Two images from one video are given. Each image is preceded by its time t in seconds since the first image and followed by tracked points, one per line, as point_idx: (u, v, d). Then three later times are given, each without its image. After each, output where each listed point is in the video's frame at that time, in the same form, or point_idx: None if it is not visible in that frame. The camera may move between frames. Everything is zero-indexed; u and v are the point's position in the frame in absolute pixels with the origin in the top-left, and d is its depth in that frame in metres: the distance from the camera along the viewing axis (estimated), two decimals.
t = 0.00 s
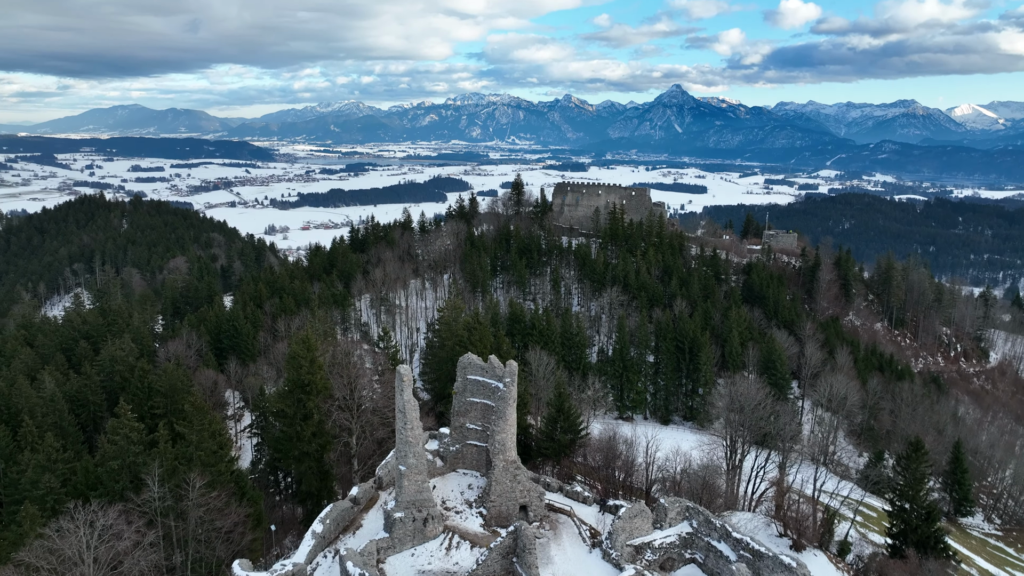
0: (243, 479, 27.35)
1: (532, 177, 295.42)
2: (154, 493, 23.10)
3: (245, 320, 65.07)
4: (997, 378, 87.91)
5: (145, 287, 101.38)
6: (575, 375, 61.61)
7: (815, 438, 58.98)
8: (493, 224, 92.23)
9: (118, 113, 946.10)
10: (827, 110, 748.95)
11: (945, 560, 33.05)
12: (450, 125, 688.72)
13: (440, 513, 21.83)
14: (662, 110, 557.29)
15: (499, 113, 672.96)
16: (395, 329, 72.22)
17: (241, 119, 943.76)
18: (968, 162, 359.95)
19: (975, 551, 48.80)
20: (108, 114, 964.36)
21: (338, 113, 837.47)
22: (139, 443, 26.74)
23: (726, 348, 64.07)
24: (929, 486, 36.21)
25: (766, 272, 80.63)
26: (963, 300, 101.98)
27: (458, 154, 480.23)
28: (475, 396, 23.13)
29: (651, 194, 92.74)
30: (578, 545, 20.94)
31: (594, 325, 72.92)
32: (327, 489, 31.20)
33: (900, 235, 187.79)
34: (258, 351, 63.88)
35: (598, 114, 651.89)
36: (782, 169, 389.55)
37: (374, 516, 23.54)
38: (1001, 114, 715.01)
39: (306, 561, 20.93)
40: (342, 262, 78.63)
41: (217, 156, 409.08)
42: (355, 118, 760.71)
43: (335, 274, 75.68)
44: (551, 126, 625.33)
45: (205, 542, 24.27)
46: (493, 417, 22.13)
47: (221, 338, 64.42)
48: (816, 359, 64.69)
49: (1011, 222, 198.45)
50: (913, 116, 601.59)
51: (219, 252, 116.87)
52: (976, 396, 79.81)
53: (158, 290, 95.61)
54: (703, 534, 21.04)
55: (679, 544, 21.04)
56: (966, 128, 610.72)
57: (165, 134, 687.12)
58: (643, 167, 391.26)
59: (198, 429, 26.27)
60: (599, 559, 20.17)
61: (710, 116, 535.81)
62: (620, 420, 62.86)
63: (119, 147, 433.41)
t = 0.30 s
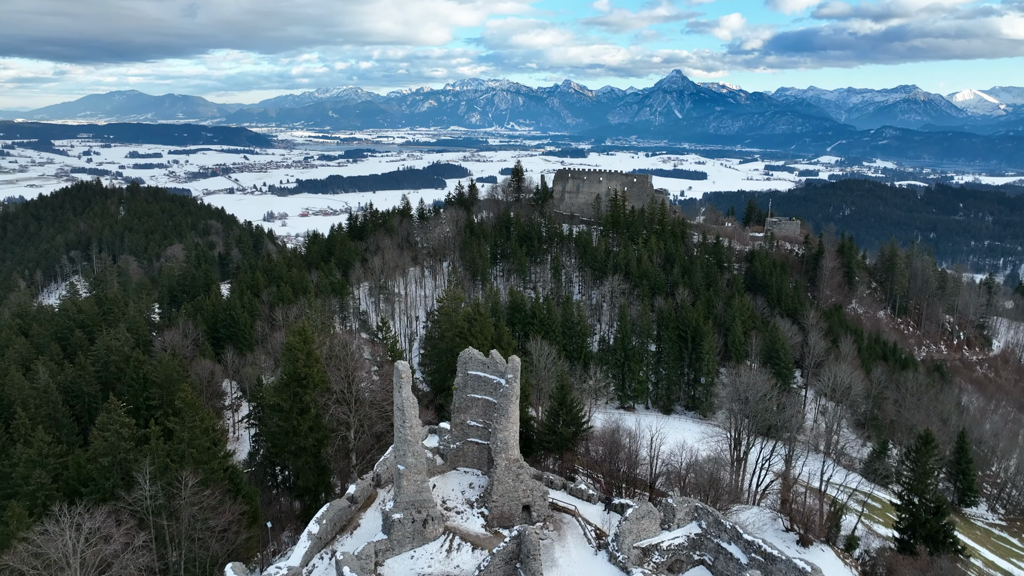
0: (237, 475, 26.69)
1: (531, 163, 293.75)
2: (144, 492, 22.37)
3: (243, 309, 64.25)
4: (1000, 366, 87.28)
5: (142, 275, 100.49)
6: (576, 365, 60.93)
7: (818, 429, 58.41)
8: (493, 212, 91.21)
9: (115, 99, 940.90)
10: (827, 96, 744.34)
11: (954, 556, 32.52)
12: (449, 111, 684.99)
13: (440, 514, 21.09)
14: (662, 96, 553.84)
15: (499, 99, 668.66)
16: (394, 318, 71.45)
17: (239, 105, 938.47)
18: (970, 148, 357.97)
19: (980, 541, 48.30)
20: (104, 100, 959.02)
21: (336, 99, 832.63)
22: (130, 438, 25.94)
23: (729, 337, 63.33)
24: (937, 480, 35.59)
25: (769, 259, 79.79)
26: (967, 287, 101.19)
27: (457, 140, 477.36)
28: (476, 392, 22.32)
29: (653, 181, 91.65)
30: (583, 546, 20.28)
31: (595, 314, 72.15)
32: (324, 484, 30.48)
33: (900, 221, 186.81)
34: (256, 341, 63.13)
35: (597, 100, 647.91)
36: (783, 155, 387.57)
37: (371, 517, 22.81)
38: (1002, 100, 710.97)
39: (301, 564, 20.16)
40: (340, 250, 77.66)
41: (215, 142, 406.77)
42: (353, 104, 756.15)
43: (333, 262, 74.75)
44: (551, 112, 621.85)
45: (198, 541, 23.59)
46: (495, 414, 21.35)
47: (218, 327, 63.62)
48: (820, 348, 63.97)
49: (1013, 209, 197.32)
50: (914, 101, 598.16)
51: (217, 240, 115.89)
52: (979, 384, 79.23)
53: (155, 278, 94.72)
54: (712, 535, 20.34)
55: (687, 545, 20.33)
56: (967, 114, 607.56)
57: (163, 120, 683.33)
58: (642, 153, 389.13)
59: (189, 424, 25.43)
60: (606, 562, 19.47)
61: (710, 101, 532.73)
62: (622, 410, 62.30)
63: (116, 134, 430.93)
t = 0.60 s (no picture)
0: (231, 471, 25.99)
1: (530, 147, 291.83)
2: (134, 491, 21.66)
3: (239, 296, 63.36)
4: (1003, 351, 86.61)
5: (139, 261, 99.49)
6: (577, 353, 60.14)
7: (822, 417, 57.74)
8: (493, 197, 90.05)
9: (112, 82, 933.93)
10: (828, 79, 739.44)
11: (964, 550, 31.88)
12: (448, 94, 680.07)
13: (441, 514, 20.33)
14: (662, 79, 549.79)
15: (498, 82, 663.79)
16: (393, 305, 70.58)
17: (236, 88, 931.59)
18: (971, 131, 355.68)
19: (986, 531, 47.81)
20: (101, 83, 952.37)
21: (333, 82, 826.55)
22: (120, 434, 25.19)
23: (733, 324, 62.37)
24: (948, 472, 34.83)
25: (772, 245, 78.83)
26: (970, 272, 100.31)
27: (456, 124, 474.09)
28: (478, 387, 21.53)
29: (655, 165, 90.42)
30: (589, 548, 19.53)
31: (597, 301, 71.26)
32: (321, 478, 29.77)
33: (901, 205, 185.59)
34: (253, 329, 62.32)
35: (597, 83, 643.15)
36: (783, 139, 385.29)
37: (370, 517, 22.06)
38: (1004, 83, 706.21)
39: (297, 566, 19.46)
40: (338, 236, 76.60)
41: (213, 126, 403.72)
42: (351, 87, 750.87)
43: (331, 248, 73.72)
44: (550, 95, 617.49)
45: (191, 540, 22.92)
46: (497, 411, 20.55)
47: (215, 315, 62.78)
48: (824, 335, 63.17)
49: (1015, 193, 196.06)
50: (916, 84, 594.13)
51: (214, 225, 114.73)
52: (982, 370, 78.61)
53: (151, 264, 93.71)
54: (723, 536, 19.63)
55: (697, 547, 19.59)
56: (969, 97, 603.69)
57: (159, 103, 678.05)
58: (642, 137, 386.45)
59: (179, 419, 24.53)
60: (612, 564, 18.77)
61: (710, 85, 528.87)
62: (623, 398, 61.67)
63: (113, 117, 427.68)
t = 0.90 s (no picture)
0: (224, 466, 25.24)
1: (530, 129, 289.55)
2: (123, 489, 20.90)
3: (236, 281, 62.41)
4: (1006, 335, 85.93)
5: (135, 245, 98.44)
6: (578, 339, 59.35)
7: (826, 404, 57.13)
8: (493, 179, 88.84)
9: (107, 63, 926.12)
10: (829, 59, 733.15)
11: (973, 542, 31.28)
12: (446, 75, 674.43)
13: (442, 514, 19.57)
14: (663, 60, 545.03)
15: (496, 63, 657.95)
16: (391, 290, 69.71)
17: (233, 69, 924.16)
18: (973, 112, 353.10)
19: (992, 518, 47.31)
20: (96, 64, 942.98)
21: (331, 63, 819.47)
22: (110, 428, 24.34)
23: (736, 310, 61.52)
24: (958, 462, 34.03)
25: (775, 229, 77.85)
26: (975, 255, 99.36)
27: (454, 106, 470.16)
28: (479, 382, 20.70)
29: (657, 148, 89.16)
30: (595, 549, 18.81)
31: (598, 286, 70.34)
32: (318, 471, 29.04)
33: (902, 187, 184.25)
34: (250, 314, 61.49)
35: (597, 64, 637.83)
36: (784, 120, 382.57)
37: (368, 515, 21.32)
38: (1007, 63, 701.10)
39: (291, 569, 18.75)
40: (336, 219, 75.51)
41: (210, 107, 400.42)
42: (349, 68, 744.07)
43: (328, 232, 72.68)
44: (549, 76, 612.44)
45: (182, 540, 22.21)
46: (500, 407, 19.72)
47: (211, 300, 61.90)
48: (828, 321, 62.37)
49: (1017, 174, 194.69)
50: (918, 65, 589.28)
51: (211, 208, 113.44)
52: (986, 355, 77.96)
53: (147, 248, 92.64)
54: (734, 536, 18.90)
55: (707, 548, 18.86)
56: (971, 78, 599.11)
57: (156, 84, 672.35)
58: (643, 118, 383.51)
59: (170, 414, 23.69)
60: (619, 566, 18.05)
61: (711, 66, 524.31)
62: (625, 384, 61.07)
63: (109, 98, 423.73)
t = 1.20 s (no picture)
0: (218, 460, 24.55)
1: (529, 108, 286.76)
2: (111, 486, 20.10)
3: (231, 264, 61.38)
4: (1010, 317, 85.27)
5: (131, 226, 97.19)
6: (579, 323, 58.57)
7: (830, 389, 56.44)
8: (492, 160, 87.55)
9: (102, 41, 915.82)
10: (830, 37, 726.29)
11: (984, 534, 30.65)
12: (444, 53, 667.46)
13: (442, 513, 18.80)
14: (663, 38, 539.33)
15: (495, 41, 651.08)
16: (389, 273, 68.82)
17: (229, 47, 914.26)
18: (975, 91, 350.00)
19: (997, 504, 46.83)
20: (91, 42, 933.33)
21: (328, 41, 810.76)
22: (97, 421, 23.43)
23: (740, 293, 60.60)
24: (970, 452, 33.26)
25: (779, 210, 76.77)
26: (979, 237, 98.30)
27: (452, 84, 465.55)
28: (480, 375, 19.84)
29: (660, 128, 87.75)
30: (602, 550, 18.08)
31: (599, 268, 69.44)
32: (315, 463, 28.28)
33: (903, 166, 182.74)
34: (247, 298, 60.60)
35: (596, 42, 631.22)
36: (785, 99, 379.21)
37: (365, 514, 20.61)
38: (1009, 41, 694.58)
39: (285, 571, 18.04)
40: (333, 201, 74.32)
41: (205, 86, 396.17)
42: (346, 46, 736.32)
43: (326, 214, 71.55)
44: (548, 54, 606.36)
45: (172, 537, 21.55)
46: (502, 402, 18.87)
47: (207, 284, 60.95)
48: (833, 304, 61.57)
49: (1019, 154, 193.14)
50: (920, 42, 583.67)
51: (208, 189, 112.05)
52: (990, 337, 77.31)
53: (143, 230, 91.44)
54: (746, 537, 18.17)
55: (718, 549, 18.12)
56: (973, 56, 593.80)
57: (151, 62, 665.17)
58: (643, 97, 379.88)
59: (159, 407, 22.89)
60: (627, 569, 17.31)
61: (712, 43, 518.86)
62: (626, 368, 60.45)
63: (104, 77, 419.37)
